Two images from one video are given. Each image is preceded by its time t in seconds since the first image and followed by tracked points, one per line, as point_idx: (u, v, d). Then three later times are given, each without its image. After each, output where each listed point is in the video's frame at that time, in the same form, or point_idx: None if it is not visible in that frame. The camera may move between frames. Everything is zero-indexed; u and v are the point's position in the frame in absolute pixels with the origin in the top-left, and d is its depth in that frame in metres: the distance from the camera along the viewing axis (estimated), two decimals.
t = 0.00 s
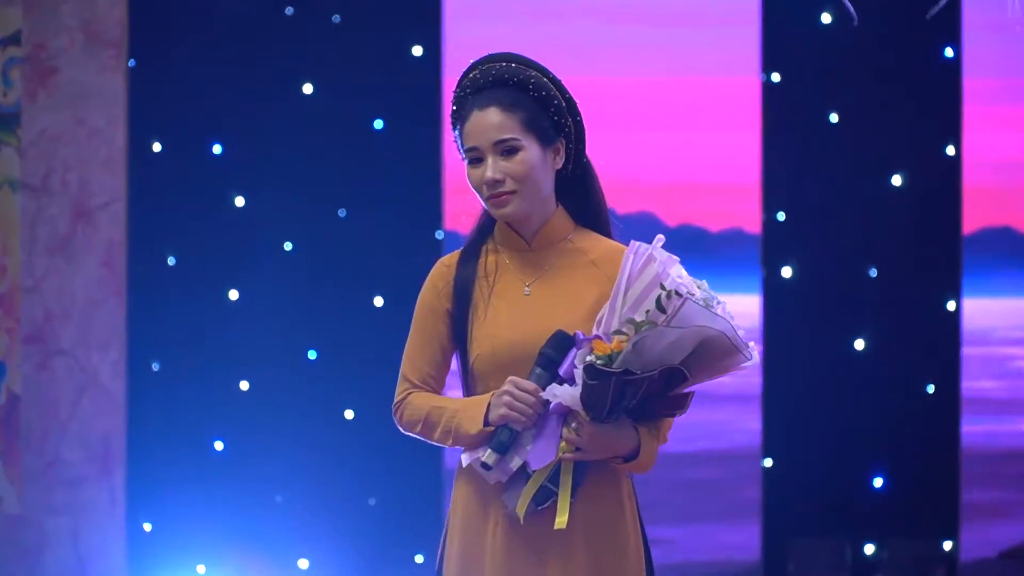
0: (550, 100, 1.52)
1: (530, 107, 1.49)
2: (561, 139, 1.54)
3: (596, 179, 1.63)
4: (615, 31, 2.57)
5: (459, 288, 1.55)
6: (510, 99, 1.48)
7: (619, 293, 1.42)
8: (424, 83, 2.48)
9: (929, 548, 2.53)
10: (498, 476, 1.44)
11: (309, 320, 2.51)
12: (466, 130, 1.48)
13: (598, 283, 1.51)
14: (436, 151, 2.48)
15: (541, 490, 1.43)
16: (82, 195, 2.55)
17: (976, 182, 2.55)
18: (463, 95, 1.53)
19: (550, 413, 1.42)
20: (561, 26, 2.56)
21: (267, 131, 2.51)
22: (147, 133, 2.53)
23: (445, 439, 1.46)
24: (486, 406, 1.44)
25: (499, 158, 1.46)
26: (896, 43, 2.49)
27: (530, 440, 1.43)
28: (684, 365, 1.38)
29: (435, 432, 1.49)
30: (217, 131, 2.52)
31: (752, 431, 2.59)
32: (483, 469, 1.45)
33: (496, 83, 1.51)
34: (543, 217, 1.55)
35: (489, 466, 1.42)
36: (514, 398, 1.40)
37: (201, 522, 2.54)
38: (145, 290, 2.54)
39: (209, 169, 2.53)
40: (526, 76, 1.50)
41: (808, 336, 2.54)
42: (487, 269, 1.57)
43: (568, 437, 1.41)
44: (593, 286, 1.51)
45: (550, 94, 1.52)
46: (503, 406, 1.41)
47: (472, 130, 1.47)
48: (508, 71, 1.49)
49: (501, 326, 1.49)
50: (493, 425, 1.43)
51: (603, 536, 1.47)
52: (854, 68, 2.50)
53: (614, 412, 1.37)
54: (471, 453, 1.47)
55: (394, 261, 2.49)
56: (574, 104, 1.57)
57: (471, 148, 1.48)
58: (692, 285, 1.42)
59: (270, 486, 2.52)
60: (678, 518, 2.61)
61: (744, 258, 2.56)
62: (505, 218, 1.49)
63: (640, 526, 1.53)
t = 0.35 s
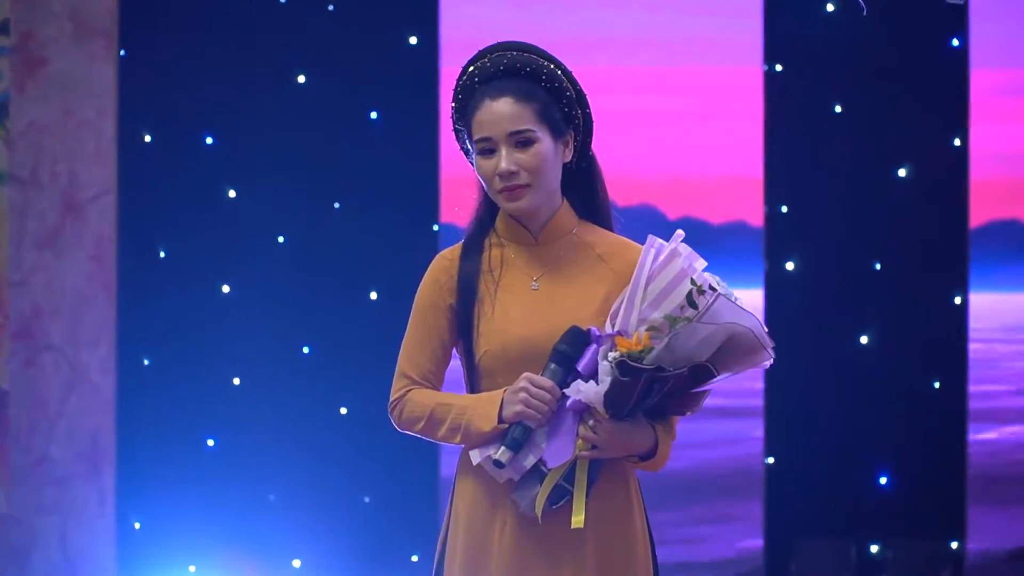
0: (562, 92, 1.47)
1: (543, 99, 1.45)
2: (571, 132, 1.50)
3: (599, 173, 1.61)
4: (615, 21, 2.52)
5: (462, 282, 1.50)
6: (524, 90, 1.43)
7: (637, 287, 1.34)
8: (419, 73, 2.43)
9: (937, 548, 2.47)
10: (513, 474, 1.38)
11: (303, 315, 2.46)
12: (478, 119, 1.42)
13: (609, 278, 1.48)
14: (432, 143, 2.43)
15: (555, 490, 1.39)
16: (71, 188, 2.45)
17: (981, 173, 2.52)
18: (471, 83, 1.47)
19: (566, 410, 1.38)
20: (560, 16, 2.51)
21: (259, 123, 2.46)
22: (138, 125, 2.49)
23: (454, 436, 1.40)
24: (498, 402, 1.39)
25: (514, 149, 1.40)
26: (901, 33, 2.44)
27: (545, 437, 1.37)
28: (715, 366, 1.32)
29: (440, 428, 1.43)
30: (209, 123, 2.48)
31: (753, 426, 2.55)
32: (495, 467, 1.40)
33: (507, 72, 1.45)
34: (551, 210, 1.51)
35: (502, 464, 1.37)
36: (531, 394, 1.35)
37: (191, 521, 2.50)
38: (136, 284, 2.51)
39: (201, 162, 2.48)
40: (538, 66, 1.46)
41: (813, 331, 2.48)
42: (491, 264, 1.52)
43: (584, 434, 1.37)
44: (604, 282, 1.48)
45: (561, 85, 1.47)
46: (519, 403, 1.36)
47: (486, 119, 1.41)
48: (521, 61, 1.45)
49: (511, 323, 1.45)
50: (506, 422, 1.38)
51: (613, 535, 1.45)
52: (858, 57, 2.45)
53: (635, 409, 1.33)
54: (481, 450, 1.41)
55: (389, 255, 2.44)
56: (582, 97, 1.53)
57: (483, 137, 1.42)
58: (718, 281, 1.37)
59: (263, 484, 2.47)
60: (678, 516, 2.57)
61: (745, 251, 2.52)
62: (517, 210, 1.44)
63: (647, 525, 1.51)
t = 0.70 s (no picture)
0: (582, 85, 1.40)
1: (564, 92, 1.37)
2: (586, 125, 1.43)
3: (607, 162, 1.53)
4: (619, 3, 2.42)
5: (465, 272, 1.41)
6: (547, 82, 1.35)
7: (654, 282, 1.28)
8: (415, 56, 2.33)
9: (953, 552, 2.37)
10: (520, 476, 1.31)
11: (293, 308, 2.36)
12: (497, 111, 1.33)
13: (620, 273, 1.41)
14: (427, 130, 2.33)
15: (564, 492, 1.32)
16: (53, 176, 2.40)
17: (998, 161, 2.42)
18: (486, 68, 1.37)
19: (576, 409, 1.31)
20: None
21: (248, 109, 2.37)
22: (121, 111, 2.39)
23: (458, 436, 1.32)
24: (504, 400, 1.31)
25: (535, 148, 1.33)
26: (917, 14, 2.34)
27: (554, 437, 1.31)
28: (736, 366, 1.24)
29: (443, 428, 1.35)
30: (196, 109, 2.38)
31: (763, 429, 2.45)
32: (500, 469, 1.32)
33: (527, 61, 1.36)
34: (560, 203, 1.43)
35: (509, 465, 1.29)
36: (542, 392, 1.27)
37: (177, 524, 2.40)
38: (120, 278, 2.41)
39: (187, 149, 2.38)
40: (560, 57, 1.37)
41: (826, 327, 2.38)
42: (496, 254, 1.43)
43: (596, 434, 1.30)
44: (615, 277, 1.40)
45: (580, 76, 1.39)
46: (528, 402, 1.28)
47: (506, 113, 1.32)
48: (543, 50, 1.36)
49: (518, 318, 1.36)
50: (514, 422, 1.30)
51: (622, 543, 1.37)
52: (872, 40, 2.35)
53: (652, 408, 1.26)
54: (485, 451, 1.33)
55: (383, 246, 2.35)
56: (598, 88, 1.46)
57: (502, 131, 1.33)
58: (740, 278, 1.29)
59: (252, 485, 2.38)
60: (685, 519, 2.46)
61: (756, 246, 2.42)
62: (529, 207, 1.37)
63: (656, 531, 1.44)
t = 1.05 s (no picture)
0: (598, 87, 1.40)
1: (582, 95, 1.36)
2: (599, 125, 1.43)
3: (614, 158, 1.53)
4: None
5: (474, 266, 1.40)
6: (566, 85, 1.34)
7: (670, 280, 1.28)
8: (420, 52, 2.33)
9: (959, 549, 2.37)
10: (531, 474, 1.30)
11: (298, 304, 2.36)
12: (515, 112, 1.32)
13: (630, 272, 1.42)
14: (432, 126, 2.32)
15: (576, 490, 1.31)
16: (56, 171, 2.39)
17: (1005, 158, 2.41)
18: (503, 68, 1.36)
19: (590, 410, 1.31)
20: None
21: (253, 104, 2.36)
22: (126, 106, 2.38)
23: (469, 433, 1.32)
24: (517, 398, 1.30)
25: (552, 151, 1.32)
26: (923, 10, 2.33)
27: (567, 436, 1.30)
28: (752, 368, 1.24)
29: (453, 424, 1.34)
30: (201, 104, 2.37)
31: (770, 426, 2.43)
32: (512, 467, 1.31)
33: (546, 62, 1.36)
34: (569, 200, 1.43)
35: (522, 463, 1.29)
36: (558, 392, 1.27)
37: (181, 520, 2.40)
38: (124, 274, 2.40)
39: (192, 145, 2.38)
40: (579, 59, 1.37)
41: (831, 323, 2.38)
42: (506, 250, 1.42)
43: (609, 434, 1.30)
44: (623, 274, 1.41)
45: (597, 79, 1.39)
46: (544, 401, 1.28)
47: (525, 115, 1.31)
48: (562, 53, 1.36)
49: (530, 315, 1.36)
50: (527, 420, 1.29)
51: (628, 541, 1.38)
52: (878, 36, 2.35)
53: (665, 408, 1.26)
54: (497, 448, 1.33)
55: (388, 243, 2.34)
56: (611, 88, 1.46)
57: (519, 132, 1.32)
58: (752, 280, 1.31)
59: (256, 482, 2.37)
60: (691, 515, 2.46)
61: (762, 241, 2.41)
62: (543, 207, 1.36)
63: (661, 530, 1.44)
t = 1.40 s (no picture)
0: (589, 104, 1.35)
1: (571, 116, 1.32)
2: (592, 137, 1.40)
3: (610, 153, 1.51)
4: None
5: (471, 270, 1.39)
6: (553, 109, 1.30)
7: (673, 291, 1.29)
8: (422, 51, 2.33)
9: (963, 545, 2.37)
10: (529, 479, 1.30)
11: (301, 303, 2.36)
12: (501, 138, 1.29)
13: (627, 273, 1.42)
14: (435, 124, 2.32)
15: (574, 496, 1.32)
16: (59, 171, 2.39)
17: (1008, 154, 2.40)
18: (490, 90, 1.32)
19: (591, 417, 1.30)
20: None
21: (255, 103, 2.36)
22: (128, 105, 2.39)
23: (469, 436, 1.32)
24: (517, 405, 1.30)
25: (539, 176, 1.30)
26: (925, 7, 2.33)
27: (567, 443, 1.30)
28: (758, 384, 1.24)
29: (454, 425, 1.34)
30: (203, 103, 2.37)
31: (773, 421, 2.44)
32: (509, 471, 1.31)
33: (533, 87, 1.31)
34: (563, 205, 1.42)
35: (521, 470, 1.29)
36: (560, 400, 1.26)
37: (185, 519, 2.40)
38: (127, 273, 2.40)
39: (194, 144, 2.38)
40: (567, 81, 1.32)
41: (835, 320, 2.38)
42: (501, 253, 1.41)
43: (609, 442, 1.28)
44: (620, 275, 1.41)
45: (588, 97, 1.34)
46: (545, 409, 1.27)
47: (511, 142, 1.28)
48: (549, 76, 1.31)
49: (528, 320, 1.35)
50: (527, 426, 1.29)
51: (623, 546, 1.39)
52: (880, 33, 2.34)
53: (669, 419, 1.26)
54: (495, 451, 1.32)
55: (391, 241, 2.34)
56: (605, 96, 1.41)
57: (506, 156, 1.30)
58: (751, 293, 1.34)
59: (261, 480, 2.37)
60: (694, 513, 2.46)
61: (765, 237, 2.42)
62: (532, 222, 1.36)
63: (654, 540, 1.44)
